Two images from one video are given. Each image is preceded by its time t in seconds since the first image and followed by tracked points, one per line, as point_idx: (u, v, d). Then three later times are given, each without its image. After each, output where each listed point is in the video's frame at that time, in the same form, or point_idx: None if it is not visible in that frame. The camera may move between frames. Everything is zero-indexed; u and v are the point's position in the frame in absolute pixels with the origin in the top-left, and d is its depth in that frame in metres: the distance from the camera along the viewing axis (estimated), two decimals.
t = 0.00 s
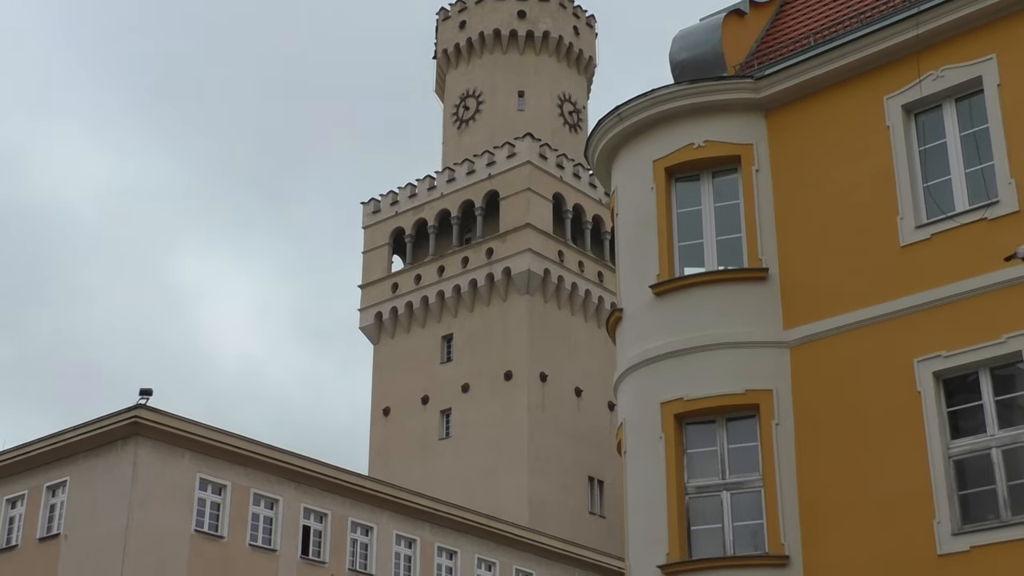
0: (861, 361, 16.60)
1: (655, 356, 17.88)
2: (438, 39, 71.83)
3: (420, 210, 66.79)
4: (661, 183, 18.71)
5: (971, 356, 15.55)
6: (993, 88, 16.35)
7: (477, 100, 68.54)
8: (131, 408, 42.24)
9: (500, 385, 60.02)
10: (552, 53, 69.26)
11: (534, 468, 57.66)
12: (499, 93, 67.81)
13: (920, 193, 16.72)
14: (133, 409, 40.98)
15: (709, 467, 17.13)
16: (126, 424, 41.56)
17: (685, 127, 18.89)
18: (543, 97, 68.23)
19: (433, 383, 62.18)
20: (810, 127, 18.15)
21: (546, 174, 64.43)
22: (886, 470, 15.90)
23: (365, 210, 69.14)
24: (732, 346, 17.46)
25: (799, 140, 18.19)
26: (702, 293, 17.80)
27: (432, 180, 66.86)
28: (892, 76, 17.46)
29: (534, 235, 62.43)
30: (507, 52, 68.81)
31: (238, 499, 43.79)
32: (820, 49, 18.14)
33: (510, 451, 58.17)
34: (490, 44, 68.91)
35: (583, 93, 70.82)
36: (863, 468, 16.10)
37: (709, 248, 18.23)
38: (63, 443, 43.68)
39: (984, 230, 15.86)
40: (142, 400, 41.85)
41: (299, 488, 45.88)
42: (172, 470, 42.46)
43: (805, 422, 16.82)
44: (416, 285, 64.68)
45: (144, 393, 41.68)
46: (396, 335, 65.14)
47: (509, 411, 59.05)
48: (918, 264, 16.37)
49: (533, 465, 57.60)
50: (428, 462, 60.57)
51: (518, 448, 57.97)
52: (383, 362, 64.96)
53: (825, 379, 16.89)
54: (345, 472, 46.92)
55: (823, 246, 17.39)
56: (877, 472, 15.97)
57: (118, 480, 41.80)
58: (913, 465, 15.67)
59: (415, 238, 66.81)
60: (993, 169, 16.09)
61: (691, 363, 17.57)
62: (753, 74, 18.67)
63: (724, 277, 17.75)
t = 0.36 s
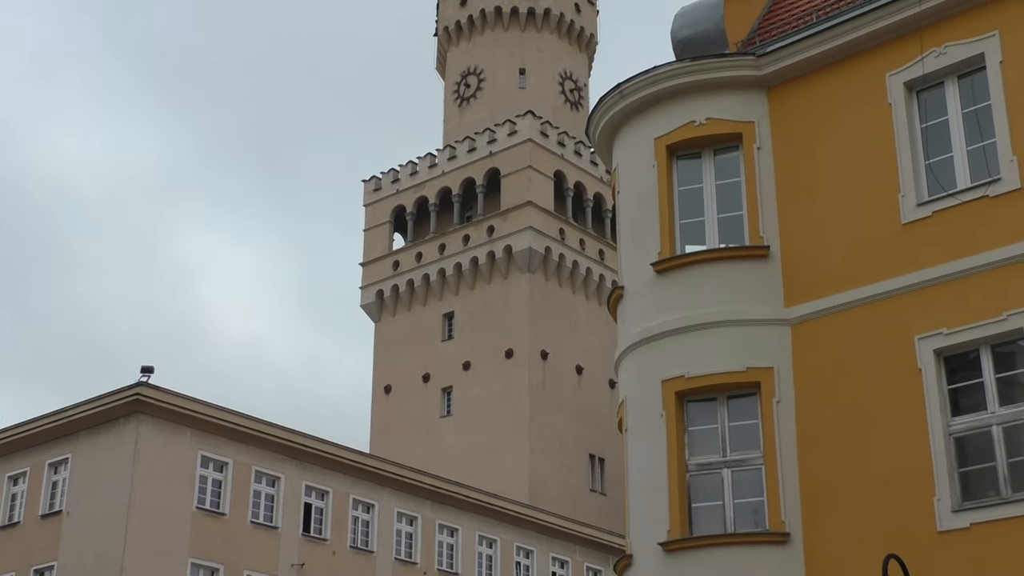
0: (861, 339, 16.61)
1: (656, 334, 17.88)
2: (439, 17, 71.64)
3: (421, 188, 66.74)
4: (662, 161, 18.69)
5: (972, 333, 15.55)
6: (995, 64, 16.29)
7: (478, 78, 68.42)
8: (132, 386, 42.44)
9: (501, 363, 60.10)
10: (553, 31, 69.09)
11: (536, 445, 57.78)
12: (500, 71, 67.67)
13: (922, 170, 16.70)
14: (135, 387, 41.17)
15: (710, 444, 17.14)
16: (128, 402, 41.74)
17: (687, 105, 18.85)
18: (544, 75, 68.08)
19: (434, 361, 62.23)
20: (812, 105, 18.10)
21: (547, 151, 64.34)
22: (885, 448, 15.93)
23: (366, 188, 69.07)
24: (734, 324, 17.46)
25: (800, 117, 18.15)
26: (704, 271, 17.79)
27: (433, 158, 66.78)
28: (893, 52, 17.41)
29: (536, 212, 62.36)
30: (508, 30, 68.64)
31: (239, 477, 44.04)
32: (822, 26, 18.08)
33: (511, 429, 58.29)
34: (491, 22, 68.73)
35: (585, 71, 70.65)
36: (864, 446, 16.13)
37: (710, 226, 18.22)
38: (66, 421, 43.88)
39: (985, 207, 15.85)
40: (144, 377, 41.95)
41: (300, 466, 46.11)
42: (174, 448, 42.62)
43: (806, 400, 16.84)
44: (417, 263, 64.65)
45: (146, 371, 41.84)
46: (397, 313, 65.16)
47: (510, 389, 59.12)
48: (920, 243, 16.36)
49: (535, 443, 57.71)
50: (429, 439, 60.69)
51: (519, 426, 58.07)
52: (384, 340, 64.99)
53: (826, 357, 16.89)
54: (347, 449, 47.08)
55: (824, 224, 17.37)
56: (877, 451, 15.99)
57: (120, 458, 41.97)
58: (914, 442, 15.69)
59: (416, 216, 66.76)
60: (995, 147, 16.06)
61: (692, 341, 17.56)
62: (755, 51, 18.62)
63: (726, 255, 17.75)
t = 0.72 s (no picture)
0: (863, 314, 16.62)
1: (657, 309, 17.88)
2: None
3: (422, 163, 66.65)
4: (664, 137, 18.67)
5: (973, 308, 15.56)
6: (999, 38, 16.23)
7: (479, 53, 68.24)
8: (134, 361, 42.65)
9: (502, 339, 60.15)
10: (555, 7, 68.87)
11: (537, 421, 57.87)
12: (501, 46, 67.48)
13: (924, 146, 16.68)
14: (137, 362, 41.38)
15: (711, 419, 17.15)
16: (130, 377, 41.94)
17: (688, 80, 18.80)
18: (546, 51, 67.91)
19: (436, 337, 62.27)
20: (814, 80, 18.07)
21: (549, 127, 64.23)
22: (886, 423, 15.97)
23: (368, 164, 68.98)
24: (737, 300, 17.44)
25: (803, 92, 18.11)
26: (706, 247, 17.79)
27: (435, 133, 66.66)
28: (895, 27, 17.36)
29: (538, 188, 62.29)
30: (510, 5, 68.41)
31: (241, 452, 44.18)
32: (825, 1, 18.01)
33: (513, 405, 58.39)
34: None
35: (587, 46, 70.45)
36: (864, 420, 16.16)
37: (712, 201, 18.20)
38: (68, 397, 44.03)
39: (987, 182, 15.85)
40: (146, 353, 42.04)
41: (302, 441, 46.24)
42: (176, 424, 42.77)
43: (808, 375, 16.86)
44: (419, 239, 64.61)
45: (148, 346, 41.99)
46: (399, 289, 65.17)
47: (511, 365, 59.19)
48: (922, 218, 16.35)
49: (536, 419, 57.82)
50: (430, 414, 60.80)
51: (521, 402, 58.17)
52: (386, 316, 65.02)
53: (827, 333, 16.90)
54: (349, 425, 47.16)
55: (826, 200, 17.37)
56: (878, 427, 16.02)
57: (122, 433, 42.15)
58: (914, 418, 15.71)
59: (417, 192, 66.71)
60: (997, 122, 16.04)
61: (694, 317, 17.56)
62: (757, 26, 18.56)
63: (728, 230, 17.74)
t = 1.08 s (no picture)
0: (865, 289, 16.62)
1: (658, 285, 17.87)
2: None
3: (423, 140, 66.54)
4: (665, 112, 18.63)
5: (974, 283, 15.56)
6: (1000, 12, 16.15)
7: (479, 29, 68.06)
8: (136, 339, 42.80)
9: (503, 315, 60.19)
10: None
11: (538, 398, 57.94)
12: (501, 23, 67.30)
13: (925, 121, 16.63)
14: (138, 340, 41.54)
15: (713, 395, 17.16)
16: (131, 355, 42.10)
17: (689, 56, 18.75)
18: (546, 27, 67.72)
19: (437, 314, 62.30)
20: (815, 55, 18.01)
21: (549, 104, 64.12)
22: (888, 398, 15.98)
23: (368, 141, 68.86)
24: (738, 275, 17.43)
25: (804, 67, 18.06)
26: (706, 223, 17.77)
27: (435, 110, 66.54)
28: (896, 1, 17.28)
29: (539, 165, 62.19)
30: None
31: (243, 430, 44.28)
32: None
33: (514, 382, 58.45)
34: None
35: (587, 22, 70.24)
36: (866, 395, 16.18)
37: (713, 177, 18.17)
38: (70, 374, 44.13)
39: (989, 156, 15.82)
40: (148, 331, 42.11)
41: (304, 419, 46.34)
42: (178, 401, 42.91)
43: (809, 351, 16.87)
44: (419, 217, 64.56)
45: (149, 325, 42.09)
46: (400, 266, 65.16)
47: (512, 342, 59.24)
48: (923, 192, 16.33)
49: (537, 395, 57.89)
50: (432, 391, 60.89)
51: (522, 379, 58.23)
52: (387, 293, 65.02)
53: (828, 308, 16.90)
54: (350, 402, 47.22)
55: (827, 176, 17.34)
56: (879, 402, 16.04)
57: (124, 411, 42.30)
58: (915, 393, 15.73)
59: (418, 169, 66.66)
60: (999, 96, 15.99)
61: (694, 293, 17.55)
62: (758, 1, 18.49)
63: (729, 206, 17.72)
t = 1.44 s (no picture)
0: (866, 263, 16.60)
1: (659, 260, 17.85)
2: None
3: (423, 116, 66.44)
4: (666, 87, 18.58)
5: (976, 257, 15.55)
6: None
7: (480, 4, 67.87)
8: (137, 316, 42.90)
9: (504, 291, 60.23)
10: None
11: (539, 373, 58.01)
12: None
13: (927, 94, 16.59)
14: (140, 317, 41.64)
15: (714, 369, 17.17)
16: (133, 332, 42.21)
17: (689, 30, 18.68)
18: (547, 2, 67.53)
19: (438, 290, 62.32)
20: (816, 28, 17.94)
21: (550, 79, 63.99)
22: (887, 373, 16.00)
23: (369, 117, 68.74)
24: (739, 250, 17.41)
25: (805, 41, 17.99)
26: (707, 198, 17.75)
27: (436, 86, 66.40)
28: None
29: (540, 140, 62.05)
30: None
31: (245, 406, 44.38)
32: None
33: (515, 357, 58.55)
34: None
35: None
36: (866, 369, 16.20)
37: (715, 152, 18.14)
38: (71, 351, 44.23)
39: (990, 130, 15.80)
40: (149, 307, 42.17)
41: (305, 394, 46.43)
42: (179, 378, 43.03)
43: (810, 325, 16.87)
44: (420, 192, 64.48)
45: (151, 301, 42.16)
46: (401, 242, 65.14)
47: (514, 317, 59.31)
48: (924, 166, 16.32)
49: (538, 371, 57.97)
50: (433, 367, 60.96)
51: (524, 354, 58.31)
52: (388, 269, 65.03)
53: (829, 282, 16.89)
54: (352, 378, 47.29)
55: (827, 151, 17.31)
56: (879, 376, 16.06)
57: (126, 388, 42.44)
58: (916, 367, 15.74)
59: (418, 144, 66.60)
60: (1001, 69, 15.94)
61: (695, 267, 17.53)
62: None
63: (730, 180, 17.69)
